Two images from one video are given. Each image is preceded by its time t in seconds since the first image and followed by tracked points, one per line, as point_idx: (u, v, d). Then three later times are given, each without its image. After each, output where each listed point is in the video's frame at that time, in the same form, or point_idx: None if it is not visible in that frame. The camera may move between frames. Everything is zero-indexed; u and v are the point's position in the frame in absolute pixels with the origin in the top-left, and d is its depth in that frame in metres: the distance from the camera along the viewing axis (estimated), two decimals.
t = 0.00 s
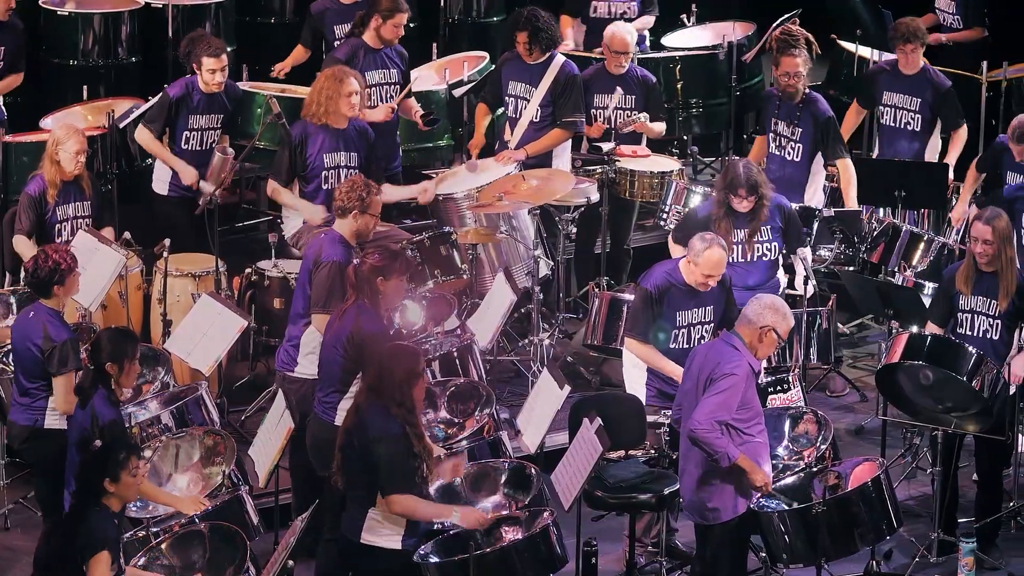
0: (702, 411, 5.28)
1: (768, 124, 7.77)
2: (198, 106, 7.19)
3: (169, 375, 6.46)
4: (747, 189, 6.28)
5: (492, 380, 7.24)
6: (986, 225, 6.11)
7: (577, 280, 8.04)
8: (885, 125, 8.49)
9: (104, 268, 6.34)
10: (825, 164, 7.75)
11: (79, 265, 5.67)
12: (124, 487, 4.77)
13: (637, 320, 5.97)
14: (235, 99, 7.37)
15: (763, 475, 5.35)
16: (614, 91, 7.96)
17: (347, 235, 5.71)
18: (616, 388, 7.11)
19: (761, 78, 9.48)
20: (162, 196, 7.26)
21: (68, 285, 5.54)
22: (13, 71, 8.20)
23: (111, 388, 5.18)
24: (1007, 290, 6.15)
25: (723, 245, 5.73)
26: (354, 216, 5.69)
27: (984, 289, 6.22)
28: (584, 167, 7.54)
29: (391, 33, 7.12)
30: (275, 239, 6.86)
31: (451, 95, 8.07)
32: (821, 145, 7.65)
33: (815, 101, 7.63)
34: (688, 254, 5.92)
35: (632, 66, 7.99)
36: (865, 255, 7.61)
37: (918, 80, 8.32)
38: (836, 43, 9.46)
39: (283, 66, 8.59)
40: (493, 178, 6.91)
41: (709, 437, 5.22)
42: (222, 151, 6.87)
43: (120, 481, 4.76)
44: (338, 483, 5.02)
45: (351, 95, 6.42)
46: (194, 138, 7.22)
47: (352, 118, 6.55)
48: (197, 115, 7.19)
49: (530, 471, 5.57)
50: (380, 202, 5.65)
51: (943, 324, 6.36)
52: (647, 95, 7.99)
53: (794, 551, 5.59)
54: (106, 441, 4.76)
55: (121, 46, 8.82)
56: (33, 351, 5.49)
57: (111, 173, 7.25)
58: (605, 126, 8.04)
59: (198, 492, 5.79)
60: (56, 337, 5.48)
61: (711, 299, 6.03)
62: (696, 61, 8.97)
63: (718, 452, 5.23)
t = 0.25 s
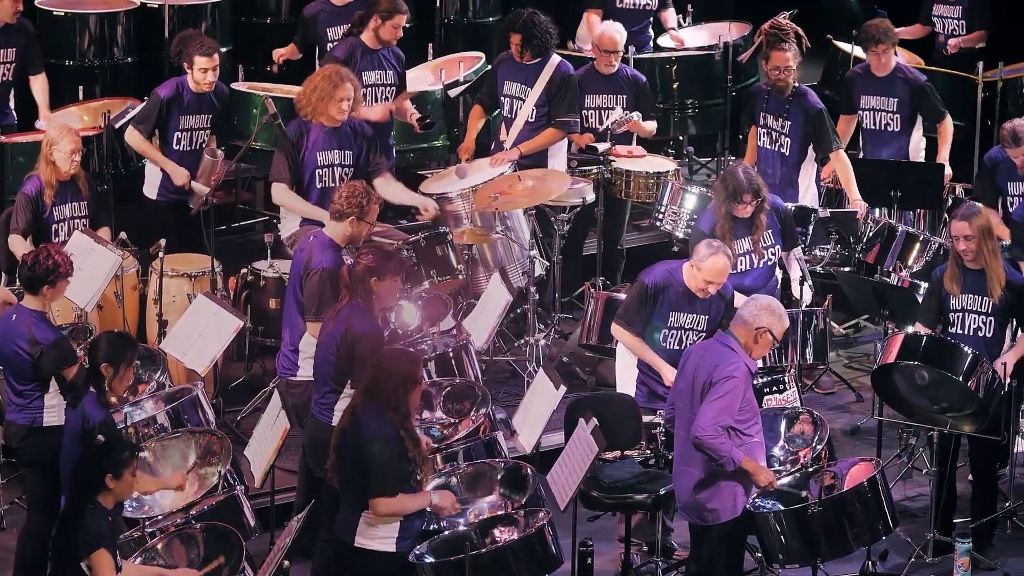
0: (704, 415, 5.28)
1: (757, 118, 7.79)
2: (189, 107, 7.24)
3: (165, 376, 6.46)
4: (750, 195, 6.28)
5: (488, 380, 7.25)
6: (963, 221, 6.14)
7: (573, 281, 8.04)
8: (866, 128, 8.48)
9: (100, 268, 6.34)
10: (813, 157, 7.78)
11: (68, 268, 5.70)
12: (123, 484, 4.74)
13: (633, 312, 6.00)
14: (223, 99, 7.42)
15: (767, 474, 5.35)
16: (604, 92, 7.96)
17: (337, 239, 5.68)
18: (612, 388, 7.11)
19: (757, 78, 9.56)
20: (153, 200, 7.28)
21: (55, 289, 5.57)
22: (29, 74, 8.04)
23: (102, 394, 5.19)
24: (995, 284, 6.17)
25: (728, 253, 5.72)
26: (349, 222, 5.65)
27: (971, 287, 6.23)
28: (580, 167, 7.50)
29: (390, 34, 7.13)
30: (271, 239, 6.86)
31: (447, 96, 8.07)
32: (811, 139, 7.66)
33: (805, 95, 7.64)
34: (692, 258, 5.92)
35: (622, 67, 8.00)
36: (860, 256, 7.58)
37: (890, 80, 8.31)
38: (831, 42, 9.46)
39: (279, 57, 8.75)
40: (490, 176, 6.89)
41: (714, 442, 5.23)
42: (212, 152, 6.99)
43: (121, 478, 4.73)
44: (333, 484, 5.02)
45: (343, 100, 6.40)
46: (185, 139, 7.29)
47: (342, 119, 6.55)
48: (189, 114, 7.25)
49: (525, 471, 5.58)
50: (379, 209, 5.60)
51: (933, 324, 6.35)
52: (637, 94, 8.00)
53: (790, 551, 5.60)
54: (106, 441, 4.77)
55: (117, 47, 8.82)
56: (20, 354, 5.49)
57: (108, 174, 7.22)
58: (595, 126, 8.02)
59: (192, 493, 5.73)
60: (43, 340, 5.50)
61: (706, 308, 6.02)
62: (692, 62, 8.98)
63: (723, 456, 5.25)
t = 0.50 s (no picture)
0: (704, 418, 5.27)
1: (756, 124, 7.79)
2: (177, 113, 7.21)
3: (161, 376, 6.45)
4: (748, 189, 6.26)
5: (484, 380, 7.24)
6: (947, 225, 6.12)
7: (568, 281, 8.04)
8: (859, 130, 8.49)
9: (95, 268, 6.35)
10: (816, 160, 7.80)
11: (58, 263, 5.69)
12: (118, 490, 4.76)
13: (626, 313, 5.99)
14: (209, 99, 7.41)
15: (770, 476, 5.38)
16: (591, 92, 7.97)
17: (339, 237, 5.71)
18: (607, 389, 7.12)
19: (753, 78, 9.57)
20: (147, 204, 7.23)
21: (45, 285, 5.56)
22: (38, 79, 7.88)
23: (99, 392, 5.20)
24: (976, 289, 6.17)
25: (723, 254, 5.70)
26: (348, 220, 5.69)
27: (954, 291, 6.26)
28: (576, 167, 7.48)
29: (382, 33, 7.13)
30: (266, 239, 6.86)
31: (442, 96, 8.08)
32: (813, 143, 7.68)
33: (805, 99, 7.66)
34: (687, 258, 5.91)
35: (606, 67, 8.03)
36: (856, 256, 7.60)
37: (878, 79, 8.31)
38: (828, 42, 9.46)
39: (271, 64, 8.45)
40: (486, 175, 6.90)
41: (716, 448, 5.23)
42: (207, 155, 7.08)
43: (116, 484, 4.76)
44: (328, 483, 5.02)
45: (339, 101, 6.40)
46: (175, 145, 7.27)
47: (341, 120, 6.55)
48: (177, 121, 7.23)
49: (521, 471, 5.58)
50: (376, 206, 5.68)
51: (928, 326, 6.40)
52: (623, 93, 8.04)
53: (786, 551, 5.59)
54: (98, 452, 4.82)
55: (112, 47, 8.82)
56: (15, 353, 5.49)
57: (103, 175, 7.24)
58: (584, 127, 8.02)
59: (190, 493, 5.74)
60: (39, 335, 5.48)
61: (707, 308, 6.03)
62: (688, 62, 8.98)
63: (725, 459, 5.25)
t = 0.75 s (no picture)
0: (704, 418, 5.26)
1: (763, 122, 7.79)
2: (173, 111, 7.26)
3: (157, 376, 6.44)
4: (742, 185, 6.30)
5: (479, 381, 7.25)
6: (945, 223, 6.09)
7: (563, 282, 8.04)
8: (859, 126, 8.49)
9: (91, 268, 6.35)
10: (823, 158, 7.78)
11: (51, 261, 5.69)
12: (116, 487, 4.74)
13: (622, 309, 6.00)
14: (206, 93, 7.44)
15: (776, 472, 5.40)
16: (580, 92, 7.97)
17: (329, 237, 5.70)
18: (603, 389, 7.12)
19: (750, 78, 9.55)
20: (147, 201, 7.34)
21: (38, 285, 5.56)
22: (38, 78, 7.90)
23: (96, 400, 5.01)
24: (966, 286, 6.15)
25: (714, 245, 5.72)
26: (341, 220, 5.65)
27: (946, 286, 6.24)
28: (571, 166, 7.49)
29: (373, 30, 7.15)
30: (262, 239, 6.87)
31: (438, 96, 8.08)
32: (821, 141, 7.69)
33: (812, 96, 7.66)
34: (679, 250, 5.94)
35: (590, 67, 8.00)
36: (852, 256, 7.63)
37: (887, 76, 8.32)
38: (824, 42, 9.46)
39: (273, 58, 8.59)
40: (483, 177, 6.89)
41: (721, 449, 5.22)
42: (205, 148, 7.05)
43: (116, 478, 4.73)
44: (323, 482, 5.02)
45: (338, 97, 6.40)
46: (173, 141, 7.32)
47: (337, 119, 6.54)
48: (174, 119, 7.27)
49: (517, 472, 5.57)
50: (371, 208, 5.65)
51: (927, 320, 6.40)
52: (608, 95, 8.03)
53: (782, 552, 5.59)
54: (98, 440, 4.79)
55: (108, 47, 8.82)
56: (7, 354, 5.49)
57: (99, 175, 7.24)
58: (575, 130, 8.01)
59: (187, 493, 5.75)
60: (32, 336, 5.49)
61: (700, 298, 6.04)
62: (684, 62, 8.99)
63: (727, 459, 5.25)
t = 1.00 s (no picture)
0: (697, 421, 5.26)
1: (770, 127, 7.74)
2: (176, 111, 7.31)
3: (153, 377, 6.44)
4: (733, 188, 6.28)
5: (475, 381, 7.25)
6: (951, 230, 6.13)
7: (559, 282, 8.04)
8: (858, 125, 8.47)
9: (88, 268, 6.34)
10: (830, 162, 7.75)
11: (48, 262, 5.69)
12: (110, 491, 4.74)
13: (623, 310, 5.99)
14: (214, 96, 7.48)
15: (762, 480, 5.35)
16: (573, 94, 7.99)
17: (328, 237, 5.71)
18: (599, 389, 7.13)
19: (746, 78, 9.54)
20: (145, 199, 7.41)
21: (35, 286, 5.56)
22: (38, 80, 7.91)
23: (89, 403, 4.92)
24: (970, 292, 6.16)
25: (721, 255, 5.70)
26: (340, 220, 5.70)
27: (951, 291, 6.26)
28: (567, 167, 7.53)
29: (365, 35, 7.17)
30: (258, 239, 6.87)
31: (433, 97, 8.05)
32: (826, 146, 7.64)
33: (817, 100, 7.61)
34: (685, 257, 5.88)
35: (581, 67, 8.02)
36: (848, 256, 7.69)
37: (885, 76, 8.32)
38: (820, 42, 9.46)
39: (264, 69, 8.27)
40: (478, 177, 6.87)
41: (714, 452, 5.21)
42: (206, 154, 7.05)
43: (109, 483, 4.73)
44: (317, 483, 5.02)
45: (338, 97, 6.42)
46: (175, 141, 7.36)
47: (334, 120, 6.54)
48: (176, 119, 7.32)
49: (513, 472, 5.58)
50: (371, 208, 5.71)
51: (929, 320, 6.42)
52: (599, 94, 8.05)
53: (777, 552, 5.58)
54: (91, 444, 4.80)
55: (104, 48, 8.82)
56: (5, 357, 5.47)
57: (95, 175, 7.23)
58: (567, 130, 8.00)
59: (183, 493, 5.70)
60: (31, 338, 5.48)
61: (698, 308, 6.02)
62: (680, 63, 9.00)
63: (719, 463, 5.25)
